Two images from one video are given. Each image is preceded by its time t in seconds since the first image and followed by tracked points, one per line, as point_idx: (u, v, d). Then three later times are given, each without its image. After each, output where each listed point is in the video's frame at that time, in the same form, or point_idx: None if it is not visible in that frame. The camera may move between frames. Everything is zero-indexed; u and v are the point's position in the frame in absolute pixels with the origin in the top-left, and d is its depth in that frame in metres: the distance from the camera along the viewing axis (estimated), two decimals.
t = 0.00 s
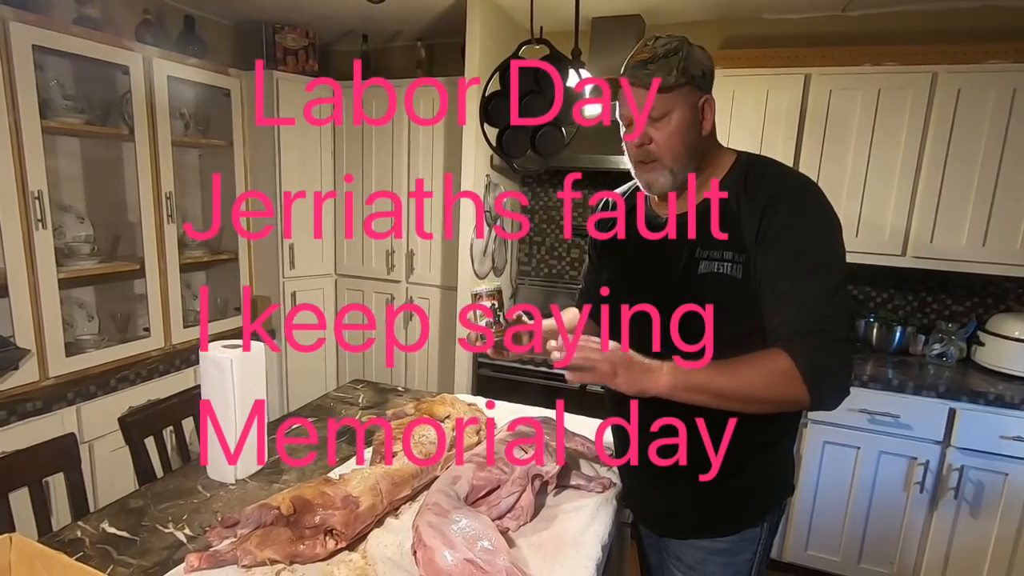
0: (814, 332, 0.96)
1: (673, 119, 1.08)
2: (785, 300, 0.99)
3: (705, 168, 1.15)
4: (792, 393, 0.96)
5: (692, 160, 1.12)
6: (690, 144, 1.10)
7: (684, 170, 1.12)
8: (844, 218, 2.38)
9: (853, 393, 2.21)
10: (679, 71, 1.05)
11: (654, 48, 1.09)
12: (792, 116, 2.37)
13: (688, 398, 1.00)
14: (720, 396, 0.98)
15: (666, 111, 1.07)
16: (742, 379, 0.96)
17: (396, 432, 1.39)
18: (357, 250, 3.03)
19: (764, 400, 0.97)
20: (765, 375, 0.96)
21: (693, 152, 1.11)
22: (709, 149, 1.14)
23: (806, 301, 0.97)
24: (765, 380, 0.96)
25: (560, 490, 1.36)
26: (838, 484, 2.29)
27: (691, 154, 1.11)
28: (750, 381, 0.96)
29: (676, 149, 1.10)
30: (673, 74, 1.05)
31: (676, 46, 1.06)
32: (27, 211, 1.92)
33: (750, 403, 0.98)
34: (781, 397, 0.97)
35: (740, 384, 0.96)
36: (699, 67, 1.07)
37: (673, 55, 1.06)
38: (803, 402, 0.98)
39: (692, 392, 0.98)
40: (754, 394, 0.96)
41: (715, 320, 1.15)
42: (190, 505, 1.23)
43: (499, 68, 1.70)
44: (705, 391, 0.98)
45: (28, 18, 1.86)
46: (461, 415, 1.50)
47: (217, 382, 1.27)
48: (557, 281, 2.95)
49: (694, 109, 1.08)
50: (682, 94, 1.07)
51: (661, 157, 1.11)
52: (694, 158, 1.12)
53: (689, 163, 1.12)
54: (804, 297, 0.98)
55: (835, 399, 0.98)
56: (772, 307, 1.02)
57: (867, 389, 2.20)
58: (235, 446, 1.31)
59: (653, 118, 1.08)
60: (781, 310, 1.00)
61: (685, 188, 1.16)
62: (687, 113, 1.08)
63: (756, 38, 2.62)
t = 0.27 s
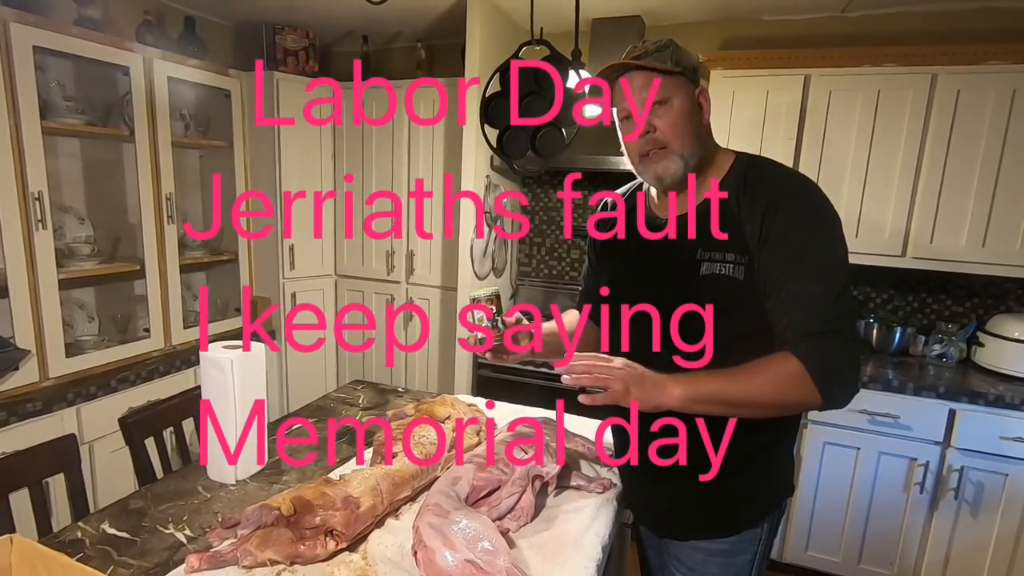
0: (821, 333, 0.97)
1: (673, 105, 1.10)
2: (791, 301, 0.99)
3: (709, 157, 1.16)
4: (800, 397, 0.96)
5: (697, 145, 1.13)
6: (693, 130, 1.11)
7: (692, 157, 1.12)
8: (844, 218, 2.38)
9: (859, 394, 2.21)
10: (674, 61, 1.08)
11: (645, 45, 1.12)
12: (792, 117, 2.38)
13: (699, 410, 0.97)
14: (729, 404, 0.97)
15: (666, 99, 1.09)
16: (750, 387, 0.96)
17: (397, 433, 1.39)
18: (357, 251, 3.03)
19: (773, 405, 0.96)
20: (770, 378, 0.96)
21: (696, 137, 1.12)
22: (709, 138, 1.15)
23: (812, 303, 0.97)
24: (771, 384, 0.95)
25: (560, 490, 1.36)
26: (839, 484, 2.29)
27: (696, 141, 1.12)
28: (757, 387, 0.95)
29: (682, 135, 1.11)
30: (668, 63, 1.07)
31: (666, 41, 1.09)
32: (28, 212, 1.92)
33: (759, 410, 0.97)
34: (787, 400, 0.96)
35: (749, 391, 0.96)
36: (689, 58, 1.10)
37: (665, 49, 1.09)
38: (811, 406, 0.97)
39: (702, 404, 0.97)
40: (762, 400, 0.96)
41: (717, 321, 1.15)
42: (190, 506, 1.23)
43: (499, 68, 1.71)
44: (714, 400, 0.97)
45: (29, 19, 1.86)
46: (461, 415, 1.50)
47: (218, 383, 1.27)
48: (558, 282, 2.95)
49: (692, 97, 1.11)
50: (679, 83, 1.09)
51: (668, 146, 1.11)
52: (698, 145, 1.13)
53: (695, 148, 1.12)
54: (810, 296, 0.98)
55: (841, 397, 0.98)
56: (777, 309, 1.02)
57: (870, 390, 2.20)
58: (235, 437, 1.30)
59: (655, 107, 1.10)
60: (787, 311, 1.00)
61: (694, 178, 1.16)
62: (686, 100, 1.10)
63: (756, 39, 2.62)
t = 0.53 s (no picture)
0: (822, 331, 0.96)
1: (675, 107, 1.11)
2: (792, 299, 0.99)
3: (710, 160, 1.17)
4: (800, 396, 0.95)
5: (698, 147, 1.13)
6: (694, 131, 1.13)
7: (694, 158, 1.13)
8: (844, 217, 2.38)
9: (861, 392, 2.20)
10: (674, 63, 1.11)
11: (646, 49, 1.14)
12: (791, 116, 2.37)
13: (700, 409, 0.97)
14: (729, 403, 0.97)
15: (667, 100, 1.11)
16: (749, 386, 0.95)
17: (396, 432, 1.38)
18: (356, 250, 3.03)
19: (773, 404, 0.96)
20: (770, 377, 0.95)
21: (697, 139, 1.13)
22: (710, 141, 1.17)
23: (812, 301, 0.97)
24: (771, 383, 0.95)
25: (560, 489, 1.36)
26: (838, 484, 2.29)
27: (697, 142, 1.13)
28: (756, 386, 0.95)
29: (684, 136, 1.12)
30: (670, 65, 1.10)
31: (667, 44, 1.12)
32: (27, 211, 1.92)
33: (758, 409, 0.96)
34: (788, 399, 0.96)
35: (748, 390, 0.95)
36: (689, 62, 1.13)
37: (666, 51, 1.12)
38: (812, 405, 0.96)
39: (701, 403, 0.96)
40: (761, 400, 0.95)
41: (716, 322, 1.14)
42: (189, 506, 1.23)
43: (500, 67, 1.70)
44: (713, 399, 0.96)
45: (28, 18, 1.86)
46: (461, 415, 1.50)
47: (219, 383, 1.27)
48: (557, 281, 2.95)
49: (692, 100, 1.13)
50: (680, 84, 1.11)
51: (671, 148, 1.12)
52: (700, 146, 1.14)
53: (696, 149, 1.13)
54: (811, 294, 0.98)
55: (842, 396, 0.97)
56: (778, 307, 1.02)
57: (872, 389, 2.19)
58: (236, 435, 1.30)
59: (657, 108, 1.11)
60: (789, 309, 1.00)
61: (696, 180, 1.16)
62: (687, 101, 1.12)
63: (756, 38, 2.62)
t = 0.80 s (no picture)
0: (822, 331, 0.96)
1: (676, 107, 1.11)
2: (792, 299, 0.99)
3: (710, 160, 1.17)
4: (800, 396, 0.95)
5: (699, 147, 1.14)
6: (696, 131, 1.13)
7: (694, 159, 1.13)
8: (844, 218, 2.38)
9: (860, 393, 2.20)
10: (677, 62, 1.11)
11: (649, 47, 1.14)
12: (792, 116, 2.37)
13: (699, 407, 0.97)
14: (728, 402, 0.97)
15: (670, 100, 1.11)
16: (749, 385, 0.95)
17: (397, 433, 1.38)
18: (357, 251, 3.03)
19: (772, 404, 0.96)
20: (771, 377, 0.95)
21: (697, 139, 1.13)
22: (711, 141, 1.17)
23: (812, 301, 0.97)
24: (771, 383, 0.95)
25: (561, 490, 1.36)
26: (839, 484, 2.28)
27: (698, 143, 1.14)
28: (756, 385, 0.95)
29: (685, 136, 1.12)
30: (672, 64, 1.10)
31: (670, 43, 1.12)
32: (29, 213, 1.92)
33: (758, 409, 0.97)
34: (788, 399, 0.96)
35: (748, 389, 0.95)
36: (692, 61, 1.13)
37: (669, 50, 1.12)
38: (811, 406, 0.96)
39: (700, 401, 0.96)
40: (760, 399, 0.95)
41: (716, 322, 1.14)
42: (190, 507, 1.23)
43: (500, 69, 1.70)
44: (713, 398, 0.96)
45: (29, 20, 1.86)
46: (462, 416, 1.50)
47: (219, 383, 1.27)
48: (558, 281, 2.95)
49: (695, 100, 1.13)
50: (683, 84, 1.11)
51: (671, 148, 1.12)
52: (700, 147, 1.14)
53: (697, 149, 1.13)
54: (811, 295, 0.98)
55: (843, 396, 0.97)
56: (778, 308, 1.02)
57: (872, 389, 2.19)
58: (237, 435, 1.30)
59: (659, 107, 1.11)
60: (788, 310, 1.00)
61: (695, 181, 1.16)
62: (689, 101, 1.12)
63: (756, 38, 2.62)
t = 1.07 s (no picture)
0: (823, 331, 0.96)
1: (682, 107, 1.12)
2: (794, 299, 0.99)
3: (714, 161, 1.17)
4: (800, 396, 0.95)
5: (703, 147, 1.14)
6: (700, 132, 1.13)
7: (698, 159, 1.13)
8: (847, 219, 2.38)
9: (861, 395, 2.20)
10: (683, 63, 1.11)
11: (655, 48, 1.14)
12: (795, 117, 2.37)
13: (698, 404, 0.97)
14: (728, 400, 0.97)
15: (675, 100, 1.12)
16: (750, 383, 0.95)
17: (399, 433, 1.39)
18: (360, 251, 3.04)
19: (772, 403, 0.96)
20: (772, 377, 0.95)
21: (702, 140, 1.14)
22: (715, 142, 1.17)
23: (814, 302, 0.98)
24: (772, 382, 0.95)
25: (563, 490, 1.36)
26: (841, 486, 2.28)
27: (702, 144, 1.13)
28: (757, 384, 0.95)
29: (689, 136, 1.12)
30: (678, 65, 1.10)
31: (676, 44, 1.12)
32: (33, 212, 1.93)
33: (757, 407, 0.97)
34: (789, 399, 0.96)
35: (748, 387, 0.95)
36: (697, 62, 1.14)
37: (674, 51, 1.12)
38: (810, 406, 0.97)
39: (700, 398, 0.96)
40: (761, 398, 0.95)
41: (718, 323, 1.14)
42: (192, 505, 1.24)
43: (503, 69, 1.68)
44: (713, 396, 0.96)
45: (34, 19, 1.87)
46: (464, 416, 1.50)
47: (223, 382, 1.27)
48: (560, 282, 2.95)
49: (700, 100, 1.13)
50: (688, 84, 1.12)
51: (675, 148, 1.12)
52: (705, 147, 1.14)
53: (701, 149, 1.14)
54: (813, 295, 0.98)
55: (844, 397, 0.98)
56: (780, 308, 1.02)
57: (874, 391, 2.19)
58: (240, 433, 1.31)
59: (664, 108, 1.12)
60: (790, 310, 1.00)
61: (698, 181, 1.16)
62: (694, 102, 1.12)
63: (759, 40, 2.62)
